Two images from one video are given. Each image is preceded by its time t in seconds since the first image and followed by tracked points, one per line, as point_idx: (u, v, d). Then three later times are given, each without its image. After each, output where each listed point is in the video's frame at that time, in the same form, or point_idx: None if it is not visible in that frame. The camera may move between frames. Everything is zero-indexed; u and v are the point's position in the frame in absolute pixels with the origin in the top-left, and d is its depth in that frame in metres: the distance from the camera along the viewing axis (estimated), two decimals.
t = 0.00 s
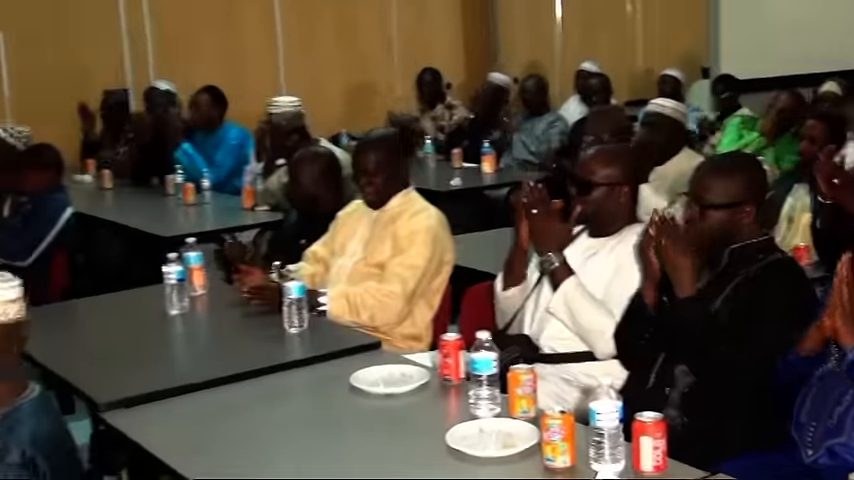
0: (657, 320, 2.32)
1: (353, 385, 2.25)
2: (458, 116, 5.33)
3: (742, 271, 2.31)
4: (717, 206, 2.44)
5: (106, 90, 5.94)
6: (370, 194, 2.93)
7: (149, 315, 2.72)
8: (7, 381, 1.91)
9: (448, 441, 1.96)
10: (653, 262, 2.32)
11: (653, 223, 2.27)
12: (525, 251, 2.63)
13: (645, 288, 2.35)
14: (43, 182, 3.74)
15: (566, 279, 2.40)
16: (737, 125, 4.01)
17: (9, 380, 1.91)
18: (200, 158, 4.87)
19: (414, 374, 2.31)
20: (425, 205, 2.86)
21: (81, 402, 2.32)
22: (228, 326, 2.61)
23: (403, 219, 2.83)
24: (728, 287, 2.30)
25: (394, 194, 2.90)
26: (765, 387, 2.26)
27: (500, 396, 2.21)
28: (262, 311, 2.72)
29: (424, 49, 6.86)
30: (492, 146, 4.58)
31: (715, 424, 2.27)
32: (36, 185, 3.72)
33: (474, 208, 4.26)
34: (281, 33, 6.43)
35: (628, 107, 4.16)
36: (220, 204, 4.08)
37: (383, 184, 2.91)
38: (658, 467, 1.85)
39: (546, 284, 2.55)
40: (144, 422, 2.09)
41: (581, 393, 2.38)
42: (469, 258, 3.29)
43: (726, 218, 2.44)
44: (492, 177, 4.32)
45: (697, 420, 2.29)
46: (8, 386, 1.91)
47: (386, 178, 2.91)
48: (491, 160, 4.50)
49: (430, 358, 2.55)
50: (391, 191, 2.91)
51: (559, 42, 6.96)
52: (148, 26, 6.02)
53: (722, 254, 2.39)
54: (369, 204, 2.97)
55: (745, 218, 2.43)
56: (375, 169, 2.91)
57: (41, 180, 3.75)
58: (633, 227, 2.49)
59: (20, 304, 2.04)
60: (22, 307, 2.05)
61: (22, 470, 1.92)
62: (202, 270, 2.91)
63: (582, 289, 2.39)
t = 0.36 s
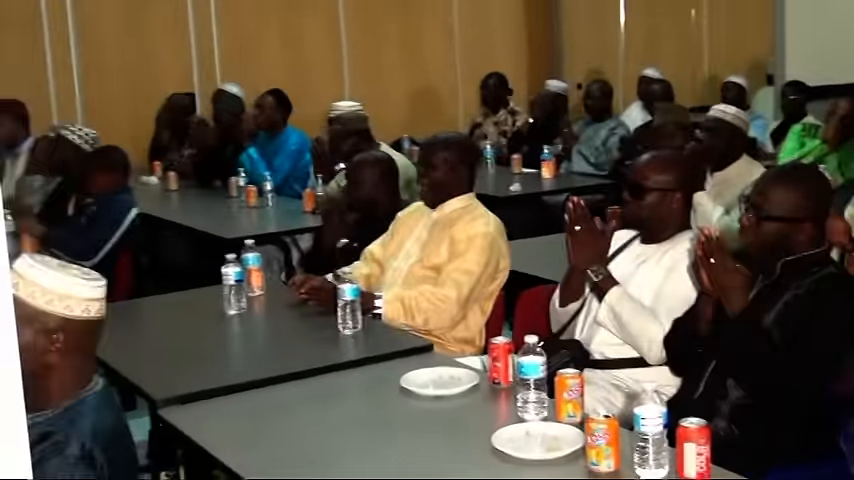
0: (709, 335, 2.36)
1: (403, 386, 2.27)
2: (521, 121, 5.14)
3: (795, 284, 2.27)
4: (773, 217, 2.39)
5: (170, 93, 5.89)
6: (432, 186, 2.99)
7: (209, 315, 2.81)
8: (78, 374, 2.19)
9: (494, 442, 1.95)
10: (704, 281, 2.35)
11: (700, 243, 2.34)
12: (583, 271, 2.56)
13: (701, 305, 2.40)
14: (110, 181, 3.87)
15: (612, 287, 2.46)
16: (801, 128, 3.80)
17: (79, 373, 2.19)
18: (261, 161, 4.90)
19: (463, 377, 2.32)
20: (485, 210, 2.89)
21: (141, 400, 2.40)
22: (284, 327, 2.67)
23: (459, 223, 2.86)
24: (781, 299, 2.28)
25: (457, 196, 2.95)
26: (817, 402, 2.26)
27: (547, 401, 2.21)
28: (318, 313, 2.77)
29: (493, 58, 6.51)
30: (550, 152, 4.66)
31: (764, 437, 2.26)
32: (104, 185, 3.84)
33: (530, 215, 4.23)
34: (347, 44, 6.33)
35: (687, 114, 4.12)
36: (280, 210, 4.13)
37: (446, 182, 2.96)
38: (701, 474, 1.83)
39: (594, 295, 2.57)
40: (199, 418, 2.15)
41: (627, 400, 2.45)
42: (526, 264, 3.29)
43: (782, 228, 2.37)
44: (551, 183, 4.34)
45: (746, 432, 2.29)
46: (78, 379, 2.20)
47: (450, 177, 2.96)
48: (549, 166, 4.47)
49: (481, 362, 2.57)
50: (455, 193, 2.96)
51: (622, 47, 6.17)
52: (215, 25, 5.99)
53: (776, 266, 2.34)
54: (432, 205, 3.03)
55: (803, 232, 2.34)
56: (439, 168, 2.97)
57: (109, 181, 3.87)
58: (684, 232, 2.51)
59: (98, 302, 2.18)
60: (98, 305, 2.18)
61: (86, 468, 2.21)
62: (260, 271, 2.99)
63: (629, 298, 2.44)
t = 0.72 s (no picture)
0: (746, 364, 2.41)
1: (441, 405, 2.27)
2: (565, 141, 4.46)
3: (833, 314, 2.43)
4: (819, 242, 2.47)
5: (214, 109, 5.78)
6: (477, 207, 2.96)
7: (251, 329, 2.84)
8: (123, 385, 2.53)
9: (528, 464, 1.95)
10: (744, 306, 2.45)
11: (741, 267, 2.44)
12: (631, 289, 2.59)
13: (743, 333, 2.44)
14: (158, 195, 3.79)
15: (657, 306, 2.49)
16: (849, 154, 3.73)
17: (126, 386, 2.54)
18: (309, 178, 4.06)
19: (500, 397, 2.31)
20: (531, 234, 2.94)
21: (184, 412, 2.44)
22: (325, 344, 2.69)
23: (502, 243, 2.88)
24: (821, 327, 2.44)
25: (500, 217, 2.93)
26: None
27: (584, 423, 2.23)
28: (358, 332, 2.79)
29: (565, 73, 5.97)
30: (595, 173, 4.51)
31: (805, 460, 2.43)
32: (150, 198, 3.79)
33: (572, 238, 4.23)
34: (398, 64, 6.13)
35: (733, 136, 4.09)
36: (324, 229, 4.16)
37: (490, 201, 2.95)
38: None
39: (638, 312, 2.56)
40: (236, 431, 2.19)
41: (664, 423, 2.40)
42: (567, 286, 3.28)
43: (826, 252, 2.46)
44: (594, 204, 4.43)
45: (783, 457, 2.44)
46: (122, 391, 2.54)
47: (494, 195, 2.95)
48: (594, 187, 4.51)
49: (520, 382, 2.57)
50: (499, 215, 2.94)
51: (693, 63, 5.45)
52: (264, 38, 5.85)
53: (817, 293, 2.44)
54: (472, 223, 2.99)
55: (845, 260, 2.41)
56: (485, 190, 2.96)
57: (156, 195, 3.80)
58: (726, 258, 2.48)
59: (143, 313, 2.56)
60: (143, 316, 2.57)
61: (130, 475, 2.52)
62: (301, 287, 2.99)
63: (674, 319, 2.47)
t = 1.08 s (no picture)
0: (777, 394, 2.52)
1: (465, 428, 2.23)
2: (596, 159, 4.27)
3: None
4: (848, 265, 2.62)
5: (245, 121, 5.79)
6: (508, 225, 2.95)
7: (276, 342, 2.84)
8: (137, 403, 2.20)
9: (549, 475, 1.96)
10: (774, 336, 2.52)
11: (772, 294, 2.51)
12: (661, 309, 2.74)
13: (773, 361, 2.52)
14: (190, 206, 3.77)
15: (686, 328, 2.61)
16: None
17: (149, 398, 2.85)
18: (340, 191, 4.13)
19: (525, 419, 2.28)
20: (561, 254, 2.92)
21: (209, 425, 2.46)
22: (352, 358, 2.68)
23: (532, 259, 2.87)
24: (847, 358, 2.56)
25: (532, 236, 2.90)
26: None
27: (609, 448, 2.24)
28: (385, 348, 2.77)
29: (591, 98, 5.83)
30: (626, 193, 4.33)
31: None
32: (181, 210, 3.77)
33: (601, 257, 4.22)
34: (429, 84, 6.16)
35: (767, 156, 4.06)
36: (353, 247, 4.16)
37: (521, 220, 2.94)
38: None
39: (667, 334, 2.67)
40: (259, 448, 2.20)
41: (690, 451, 2.53)
42: (594, 307, 3.27)
43: None
44: (624, 224, 4.34)
45: None
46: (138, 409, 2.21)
47: (525, 215, 2.94)
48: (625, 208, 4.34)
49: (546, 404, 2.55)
50: (529, 232, 2.92)
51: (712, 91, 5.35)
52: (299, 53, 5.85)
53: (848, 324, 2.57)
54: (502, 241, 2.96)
55: None
56: (518, 209, 2.96)
57: (187, 206, 3.77)
58: (757, 284, 2.57)
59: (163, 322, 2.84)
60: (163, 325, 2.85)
61: None
62: (328, 301, 3.00)
63: (704, 342, 2.58)
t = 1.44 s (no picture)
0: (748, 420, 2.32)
1: (430, 446, 2.16)
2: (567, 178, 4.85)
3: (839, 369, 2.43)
4: (829, 285, 2.40)
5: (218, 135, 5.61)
6: (474, 241, 2.93)
7: (239, 356, 2.77)
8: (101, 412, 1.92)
9: None
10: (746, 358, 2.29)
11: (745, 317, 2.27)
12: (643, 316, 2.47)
13: (745, 384, 2.32)
14: (152, 212, 3.76)
15: (664, 342, 2.34)
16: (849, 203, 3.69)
17: (104, 414, 1.93)
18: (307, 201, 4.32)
19: (493, 439, 2.21)
20: (530, 272, 2.84)
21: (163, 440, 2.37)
22: (315, 375, 2.61)
23: (503, 277, 2.81)
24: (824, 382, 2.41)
25: (503, 250, 2.88)
26: None
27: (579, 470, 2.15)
28: (349, 365, 2.70)
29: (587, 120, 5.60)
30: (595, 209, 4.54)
31: None
32: (143, 216, 3.74)
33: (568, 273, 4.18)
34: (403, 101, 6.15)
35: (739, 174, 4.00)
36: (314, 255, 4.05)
37: (486, 236, 2.90)
38: None
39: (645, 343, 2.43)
40: (211, 461, 2.10)
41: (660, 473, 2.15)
42: (564, 326, 3.21)
43: (838, 297, 2.39)
44: (593, 240, 4.33)
45: None
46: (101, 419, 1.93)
47: (491, 231, 2.89)
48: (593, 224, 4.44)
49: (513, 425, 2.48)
50: (498, 249, 2.88)
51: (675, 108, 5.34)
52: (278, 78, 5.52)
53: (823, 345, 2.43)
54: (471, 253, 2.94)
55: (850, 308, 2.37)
56: (485, 224, 2.90)
57: (151, 211, 3.77)
58: (729, 306, 2.40)
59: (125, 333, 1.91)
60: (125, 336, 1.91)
61: None
62: (293, 315, 2.94)
63: (680, 356, 2.32)
